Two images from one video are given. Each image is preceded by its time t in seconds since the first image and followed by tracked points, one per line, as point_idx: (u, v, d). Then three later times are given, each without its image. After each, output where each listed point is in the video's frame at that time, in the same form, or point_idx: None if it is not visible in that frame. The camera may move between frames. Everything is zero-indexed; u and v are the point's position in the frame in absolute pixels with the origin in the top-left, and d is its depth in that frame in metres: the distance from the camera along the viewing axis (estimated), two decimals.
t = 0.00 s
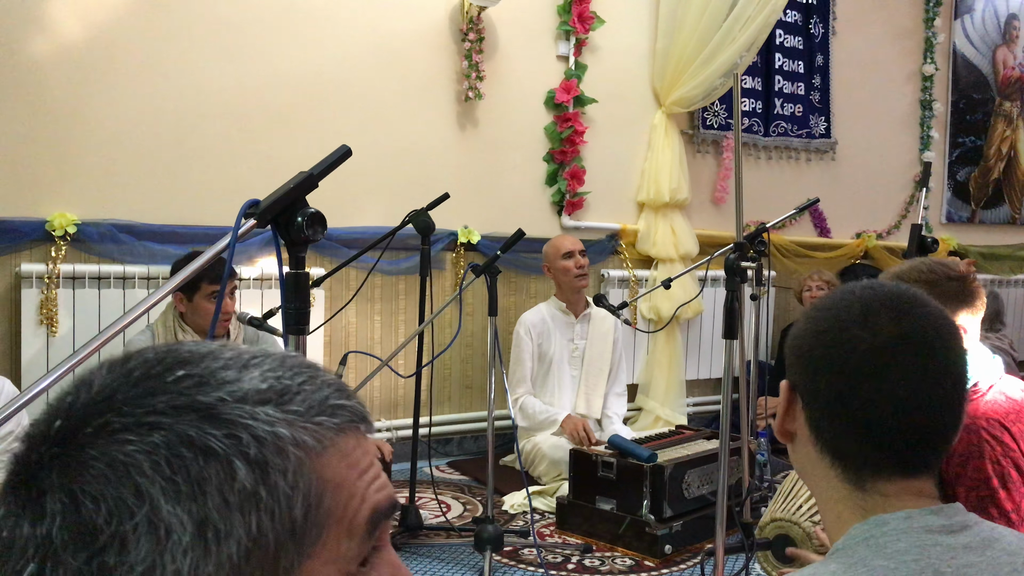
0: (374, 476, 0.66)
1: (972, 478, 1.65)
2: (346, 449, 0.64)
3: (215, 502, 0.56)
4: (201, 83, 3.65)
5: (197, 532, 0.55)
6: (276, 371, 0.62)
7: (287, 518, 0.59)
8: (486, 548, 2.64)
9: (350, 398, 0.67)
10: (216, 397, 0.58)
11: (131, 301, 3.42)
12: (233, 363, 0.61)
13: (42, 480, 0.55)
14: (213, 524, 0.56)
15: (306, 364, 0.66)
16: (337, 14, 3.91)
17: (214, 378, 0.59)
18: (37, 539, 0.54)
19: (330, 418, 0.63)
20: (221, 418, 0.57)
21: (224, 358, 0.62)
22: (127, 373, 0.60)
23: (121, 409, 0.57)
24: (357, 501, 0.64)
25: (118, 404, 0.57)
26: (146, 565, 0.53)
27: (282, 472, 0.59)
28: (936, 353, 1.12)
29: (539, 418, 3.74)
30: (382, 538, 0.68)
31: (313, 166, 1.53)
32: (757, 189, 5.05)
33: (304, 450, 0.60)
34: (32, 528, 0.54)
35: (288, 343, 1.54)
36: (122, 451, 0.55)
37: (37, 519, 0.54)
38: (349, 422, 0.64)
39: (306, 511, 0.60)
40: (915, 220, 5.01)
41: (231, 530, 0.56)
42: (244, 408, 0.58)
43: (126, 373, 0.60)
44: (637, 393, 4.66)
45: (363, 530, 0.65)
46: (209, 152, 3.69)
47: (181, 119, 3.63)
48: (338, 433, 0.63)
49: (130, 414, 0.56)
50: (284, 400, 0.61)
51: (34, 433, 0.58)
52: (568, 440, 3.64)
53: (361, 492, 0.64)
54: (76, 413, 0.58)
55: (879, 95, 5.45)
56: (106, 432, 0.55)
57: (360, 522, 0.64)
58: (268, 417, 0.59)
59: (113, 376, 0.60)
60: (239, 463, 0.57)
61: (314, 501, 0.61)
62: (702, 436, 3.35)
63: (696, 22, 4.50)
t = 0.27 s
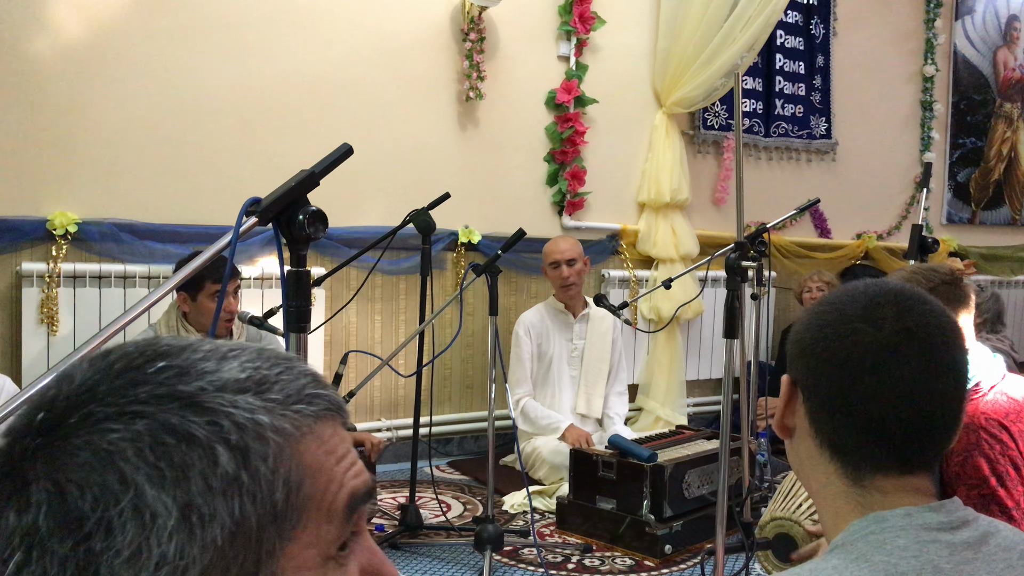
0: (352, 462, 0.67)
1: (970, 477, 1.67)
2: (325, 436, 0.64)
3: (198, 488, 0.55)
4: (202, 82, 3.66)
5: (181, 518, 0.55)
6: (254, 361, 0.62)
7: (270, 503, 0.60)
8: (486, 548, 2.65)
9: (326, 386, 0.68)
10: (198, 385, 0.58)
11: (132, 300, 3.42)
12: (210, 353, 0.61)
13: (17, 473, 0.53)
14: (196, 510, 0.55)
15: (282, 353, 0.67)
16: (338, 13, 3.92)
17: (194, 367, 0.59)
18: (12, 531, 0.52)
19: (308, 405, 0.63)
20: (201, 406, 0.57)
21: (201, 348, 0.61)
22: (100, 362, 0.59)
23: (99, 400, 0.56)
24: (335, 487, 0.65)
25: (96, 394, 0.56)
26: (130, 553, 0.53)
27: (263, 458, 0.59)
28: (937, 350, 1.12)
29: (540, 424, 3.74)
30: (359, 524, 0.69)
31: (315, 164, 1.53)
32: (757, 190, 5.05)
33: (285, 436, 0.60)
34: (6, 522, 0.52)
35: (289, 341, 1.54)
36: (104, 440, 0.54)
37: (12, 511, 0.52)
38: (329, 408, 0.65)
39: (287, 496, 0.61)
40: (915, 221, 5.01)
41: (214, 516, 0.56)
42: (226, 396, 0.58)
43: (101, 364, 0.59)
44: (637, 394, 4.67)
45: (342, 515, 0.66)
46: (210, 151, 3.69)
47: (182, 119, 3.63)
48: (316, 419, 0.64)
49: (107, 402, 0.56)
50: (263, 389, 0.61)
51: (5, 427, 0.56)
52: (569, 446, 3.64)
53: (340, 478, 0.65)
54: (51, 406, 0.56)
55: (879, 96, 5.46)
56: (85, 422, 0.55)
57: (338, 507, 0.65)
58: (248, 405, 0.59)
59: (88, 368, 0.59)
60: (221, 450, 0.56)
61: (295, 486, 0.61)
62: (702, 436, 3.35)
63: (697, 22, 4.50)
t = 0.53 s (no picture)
0: (328, 460, 0.75)
1: (959, 479, 1.70)
2: (299, 437, 0.72)
3: (176, 493, 0.62)
4: (204, 91, 3.68)
5: (162, 522, 0.62)
6: (228, 371, 0.71)
7: (247, 503, 0.66)
8: (488, 552, 2.66)
9: (298, 393, 0.75)
10: (175, 399, 0.65)
11: (136, 307, 3.45)
12: (188, 368, 0.69)
13: (14, 485, 0.61)
14: (176, 514, 0.62)
15: (257, 363, 0.75)
16: (338, 22, 3.94)
17: (172, 381, 0.67)
18: (13, 537, 0.60)
19: (281, 411, 0.71)
20: (178, 417, 0.64)
21: (180, 364, 0.70)
22: (87, 380, 0.67)
23: (84, 415, 0.63)
24: (313, 485, 0.72)
25: (84, 411, 0.64)
26: (116, 556, 0.60)
27: (239, 463, 0.66)
28: (925, 361, 1.14)
29: (539, 425, 3.78)
30: (339, 519, 0.76)
31: (319, 176, 1.55)
32: (756, 194, 5.07)
33: (260, 441, 0.68)
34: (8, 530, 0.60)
35: (294, 350, 1.56)
36: (89, 454, 0.61)
37: (12, 519, 0.60)
38: (300, 414, 0.73)
39: (265, 495, 0.68)
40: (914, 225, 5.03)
41: (194, 517, 0.63)
42: (202, 406, 0.65)
43: (89, 383, 0.67)
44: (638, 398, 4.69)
45: (319, 510, 0.73)
46: (212, 159, 3.71)
47: (185, 127, 3.66)
48: (289, 424, 0.71)
49: (92, 418, 0.63)
50: (238, 398, 0.68)
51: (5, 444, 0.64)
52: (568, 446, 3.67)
53: (316, 475, 0.73)
54: (44, 423, 0.64)
55: (878, 101, 5.48)
56: (73, 437, 0.62)
57: (315, 503, 0.72)
58: (223, 414, 0.66)
59: (77, 386, 0.67)
60: (197, 456, 0.63)
61: (272, 486, 0.69)
62: (702, 441, 3.37)
63: (696, 29, 4.52)
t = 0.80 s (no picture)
0: (288, 460, 0.66)
1: (960, 503, 1.71)
2: (253, 438, 0.64)
3: (104, 503, 0.56)
4: (203, 102, 3.70)
5: (89, 535, 0.55)
6: (177, 369, 0.63)
7: (187, 512, 0.59)
8: (483, 564, 2.66)
9: (258, 390, 0.67)
10: (111, 403, 0.59)
11: (133, 318, 3.46)
12: (132, 368, 0.62)
13: None
14: (103, 526, 0.55)
15: (212, 361, 0.67)
16: (337, 34, 3.97)
17: (112, 385, 0.60)
18: None
19: (232, 410, 0.63)
20: (111, 422, 0.58)
21: (128, 364, 0.63)
22: (28, 385, 0.62)
23: (19, 423, 0.58)
24: (265, 486, 0.64)
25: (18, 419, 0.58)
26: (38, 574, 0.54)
27: (175, 467, 0.59)
28: (918, 367, 1.15)
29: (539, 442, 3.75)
30: (303, 522, 0.67)
31: (314, 187, 1.57)
32: (752, 207, 5.10)
33: (201, 444, 0.60)
34: None
35: (289, 359, 1.58)
36: (17, 463, 0.56)
37: None
38: (256, 412, 0.65)
39: (210, 502, 0.60)
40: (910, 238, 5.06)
41: (123, 529, 0.56)
42: (138, 408, 0.59)
43: (29, 388, 0.61)
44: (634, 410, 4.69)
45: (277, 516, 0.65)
46: (210, 170, 3.73)
47: (183, 138, 3.67)
48: (240, 425, 0.63)
49: (26, 426, 0.58)
50: (182, 398, 0.61)
51: None
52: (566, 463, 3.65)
53: (269, 477, 0.65)
54: None
55: (873, 115, 5.52)
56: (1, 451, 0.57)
57: (270, 508, 0.64)
58: (161, 417, 0.59)
59: (16, 391, 0.61)
60: (130, 462, 0.57)
61: (216, 492, 0.61)
62: (698, 453, 3.38)
63: (692, 43, 4.56)
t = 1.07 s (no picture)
0: (241, 469, 0.74)
1: (964, 510, 1.69)
2: (203, 448, 0.71)
3: (55, 515, 0.63)
4: (200, 117, 3.72)
5: (40, 543, 0.63)
6: (126, 382, 0.70)
7: (137, 519, 0.66)
8: None
9: (208, 400, 0.74)
10: (58, 417, 0.65)
11: (129, 331, 3.45)
12: (81, 380, 0.68)
13: None
14: (55, 536, 0.63)
15: (163, 372, 0.74)
16: (334, 49, 3.99)
17: (60, 398, 0.66)
18: None
19: (180, 422, 0.70)
20: (59, 436, 0.64)
21: (77, 377, 0.69)
22: None
23: None
24: (219, 496, 0.72)
25: None
26: None
27: (126, 479, 0.66)
28: (906, 383, 1.15)
29: (530, 450, 3.80)
30: (258, 527, 0.76)
31: (310, 201, 1.57)
32: (749, 221, 5.11)
33: (151, 456, 0.67)
34: None
35: (283, 372, 1.57)
36: None
37: None
38: (204, 423, 0.72)
39: (159, 510, 0.68)
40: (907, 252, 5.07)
41: (75, 539, 0.64)
42: (85, 424, 0.65)
43: None
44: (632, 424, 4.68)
45: (228, 522, 0.72)
46: (207, 184, 3.73)
47: (180, 152, 3.68)
48: (188, 437, 0.70)
49: None
50: (130, 412, 0.68)
51: None
52: (562, 469, 3.64)
53: (223, 487, 0.72)
54: None
55: (869, 130, 5.54)
56: None
57: (222, 514, 0.72)
58: (108, 431, 0.66)
59: None
60: (78, 475, 0.64)
61: (167, 501, 0.68)
62: (696, 467, 3.37)
63: (687, 59, 4.60)
